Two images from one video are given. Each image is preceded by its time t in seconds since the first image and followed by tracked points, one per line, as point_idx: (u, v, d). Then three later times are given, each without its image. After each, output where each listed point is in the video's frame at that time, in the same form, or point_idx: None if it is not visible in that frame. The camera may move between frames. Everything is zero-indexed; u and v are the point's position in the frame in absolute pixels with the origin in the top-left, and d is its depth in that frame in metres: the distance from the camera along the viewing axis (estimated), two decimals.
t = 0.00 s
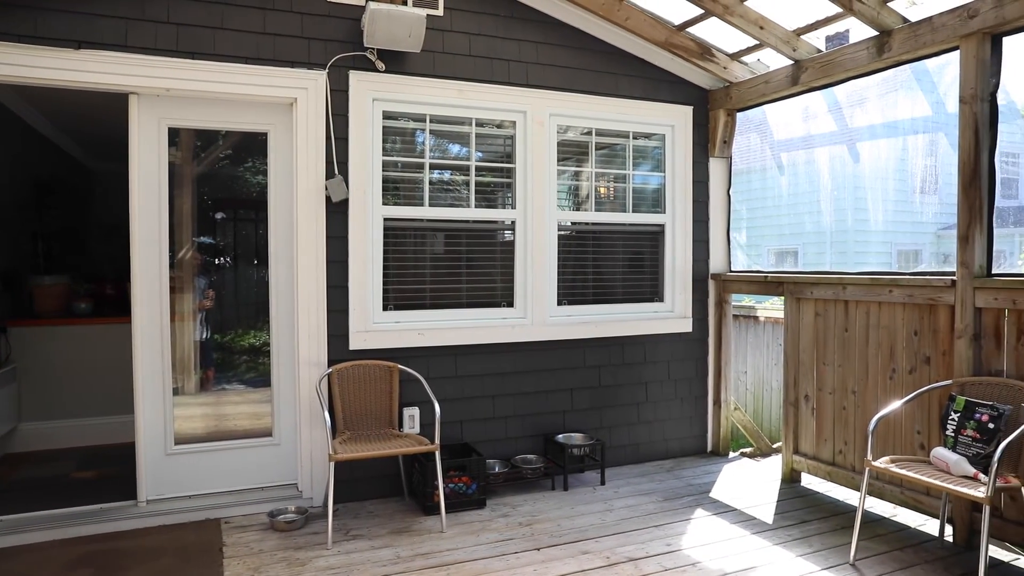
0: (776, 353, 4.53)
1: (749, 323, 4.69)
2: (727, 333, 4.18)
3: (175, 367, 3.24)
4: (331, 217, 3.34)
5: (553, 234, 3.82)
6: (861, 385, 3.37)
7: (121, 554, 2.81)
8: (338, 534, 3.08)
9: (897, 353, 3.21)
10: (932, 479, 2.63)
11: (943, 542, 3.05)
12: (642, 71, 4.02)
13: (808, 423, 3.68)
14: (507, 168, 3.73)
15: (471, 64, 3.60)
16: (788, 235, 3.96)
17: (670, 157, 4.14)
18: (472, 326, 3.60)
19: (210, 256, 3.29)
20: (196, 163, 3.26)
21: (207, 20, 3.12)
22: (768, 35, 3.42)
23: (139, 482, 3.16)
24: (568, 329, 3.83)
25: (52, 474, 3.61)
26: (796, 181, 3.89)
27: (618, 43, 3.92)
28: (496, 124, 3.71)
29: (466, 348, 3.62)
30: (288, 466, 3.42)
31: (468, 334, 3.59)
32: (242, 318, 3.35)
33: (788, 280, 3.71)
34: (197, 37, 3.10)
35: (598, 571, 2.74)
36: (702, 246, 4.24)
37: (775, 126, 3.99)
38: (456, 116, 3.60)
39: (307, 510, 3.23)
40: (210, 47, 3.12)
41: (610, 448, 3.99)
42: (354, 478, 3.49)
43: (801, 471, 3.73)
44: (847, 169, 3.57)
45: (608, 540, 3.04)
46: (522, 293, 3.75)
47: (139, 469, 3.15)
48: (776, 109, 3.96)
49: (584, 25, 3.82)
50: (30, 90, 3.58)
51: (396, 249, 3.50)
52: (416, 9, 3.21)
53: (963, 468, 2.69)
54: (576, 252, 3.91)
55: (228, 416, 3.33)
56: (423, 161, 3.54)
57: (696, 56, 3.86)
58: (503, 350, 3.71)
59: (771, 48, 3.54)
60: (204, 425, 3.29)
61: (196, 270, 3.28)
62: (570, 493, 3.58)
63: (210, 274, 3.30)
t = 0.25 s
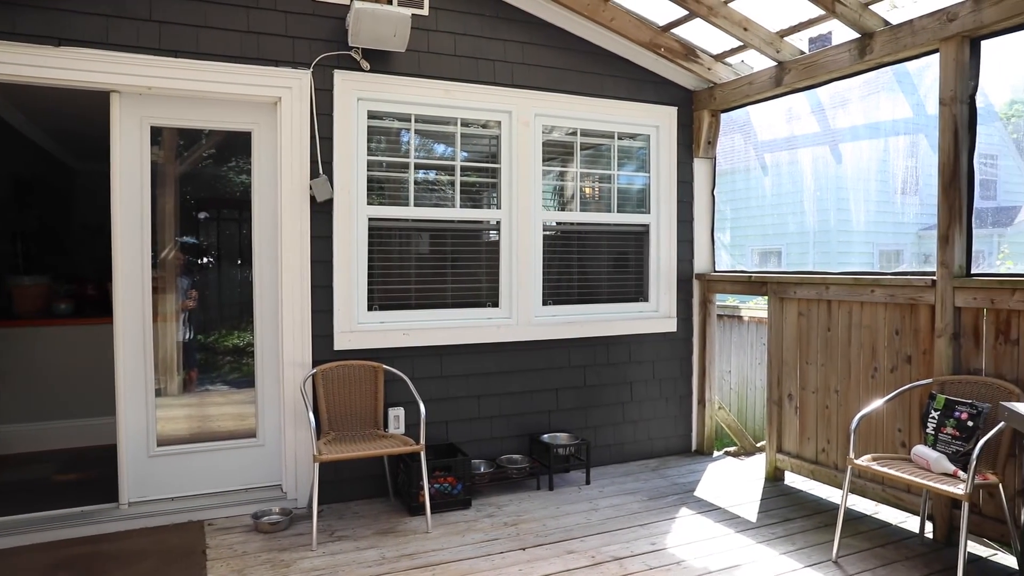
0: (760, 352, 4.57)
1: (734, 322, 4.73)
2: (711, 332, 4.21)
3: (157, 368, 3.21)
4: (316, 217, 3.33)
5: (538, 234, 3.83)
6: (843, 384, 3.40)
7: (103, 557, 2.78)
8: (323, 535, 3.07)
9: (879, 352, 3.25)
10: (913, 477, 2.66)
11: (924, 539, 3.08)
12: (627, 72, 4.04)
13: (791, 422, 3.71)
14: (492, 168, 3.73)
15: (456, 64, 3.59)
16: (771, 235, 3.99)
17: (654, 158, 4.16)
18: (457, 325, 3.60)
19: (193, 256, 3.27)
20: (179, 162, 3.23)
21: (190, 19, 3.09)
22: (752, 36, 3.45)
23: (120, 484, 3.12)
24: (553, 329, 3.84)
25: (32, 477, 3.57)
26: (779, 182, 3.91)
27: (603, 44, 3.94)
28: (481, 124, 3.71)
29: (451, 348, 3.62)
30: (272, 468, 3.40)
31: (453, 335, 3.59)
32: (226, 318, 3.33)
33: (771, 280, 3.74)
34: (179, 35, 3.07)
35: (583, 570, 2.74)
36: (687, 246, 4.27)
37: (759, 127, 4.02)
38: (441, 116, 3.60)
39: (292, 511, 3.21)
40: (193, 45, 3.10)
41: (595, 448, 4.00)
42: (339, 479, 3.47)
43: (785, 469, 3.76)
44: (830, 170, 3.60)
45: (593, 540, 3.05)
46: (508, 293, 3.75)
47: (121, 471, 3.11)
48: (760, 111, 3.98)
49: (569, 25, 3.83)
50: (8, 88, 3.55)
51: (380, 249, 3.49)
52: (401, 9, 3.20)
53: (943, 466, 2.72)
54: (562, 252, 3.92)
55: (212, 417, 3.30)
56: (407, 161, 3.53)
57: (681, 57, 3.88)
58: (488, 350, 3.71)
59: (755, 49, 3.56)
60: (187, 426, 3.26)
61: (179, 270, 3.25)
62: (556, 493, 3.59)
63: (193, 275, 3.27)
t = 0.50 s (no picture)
0: (742, 352, 4.60)
1: (717, 322, 4.72)
2: (694, 332, 4.24)
3: (137, 369, 3.17)
4: (298, 217, 3.31)
5: (522, 234, 3.83)
6: (824, 383, 3.43)
7: (81, 561, 2.74)
8: (305, 537, 3.05)
9: (859, 351, 3.28)
10: (892, 474, 2.69)
11: (903, 535, 3.11)
12: (610, 72, 4.05)
13: (773, 421, 3.74)
14: (476, 168, 3.73)
15: (439, 63, 3.59)
16: (753, 236, 4.01)
17: (637, 158, 4.18)
18: (440, 325, 3.59)
19: (173, 256, 3.24)
20: (159, 161, 3.20)
21: (170, 16, 3.06)
22: (734, 38, 3.47)
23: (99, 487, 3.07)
24: (537, 329, 3.84)
25: (8, 481, 3.51)
26: (761, 183, 3.94)
27: (586, 44, 3.95)
28: (464, 124, 3.71)
29: (434, 348, 3.61)
30: (254, 469, 3.38)
31: (437, 335, 3.58)
32: (207, 319, 3.30)
33: (754, 280, 3.76)
34: (160, 32, 3.04)
35: (567, 570, 2.74)
36: (669, 246, 4.29)
37: (741, 127, 4.04)
38: (424, 116, 3.59)
39: (274, 512, 3.19)
40: (174, 43, 3.06)
41: (579, 448, 4.01)
42: (321, 481, 3.45)
43: (767, 468, 3.79)
44: (811, 171, 3.63)
45: (577, 539, 3.05)
46: (491, 293, 3.75)
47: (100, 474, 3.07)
48: (742, 112, 4.01)
49: (552, 25, 3.84)
50: None
51: (363, 249, 3.48)
52: (384, 8, 3.19)
53: (921, 463, 2.75)
54: (545, 252, 3.92)
55: (193, 419, 3.27)
56: (390, 161, 3.52)
57: (664, 58, 3.90)
58: (472, 350, 3.70)
59: (737, 51, 3.59)
60: (168, 428, 3.22)
61: (159, 270, 3.22)
62: (539, 493, 3.59)
63: (173, 275, 3.24)
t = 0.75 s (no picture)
0: (727, 351, 4.62)
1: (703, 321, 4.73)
2: (680, 332, 4.26)
3: (120, 370, 3.13)
4: (283, 217, 3.30)
5: (508, 234, 3.83)
6: (809, 382, 3.45)
7: (63, 565, 2.71)
8: (291, 538, 3.03)
9: (844, 351, 3.31)
10: (875, 472, 2.71)
11: (887, 533, 3.14)
12: (596, 73, 4.07)
13: (758, 420, 3.76)
14: (462, 168, 3.72)
15: (425, 63, 3.58)
16: (739, 236, 4.03)
17: (624, 158, 4.19)
18: (426, 326, 3.59)
19: (157, 256, 3.21)
20: (142, 160, 3.17)
21: (154, 14, 3.03)
22: (720, 39, 3.49)
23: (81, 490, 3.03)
24: (524, 329, 3.84)
25: None
26: (746, 183, 3.96)
27: (572, 45, 3.96)
28: (450, 124, 3.70)
29: (421, 349, 3.60)
30: (239, 471, 3.36)
31: (423, 335, 3.57)
32: (191, 320, 3.27)
33: (739, 280, 3.78)
34: (143, 30, 3.01)
35: (554, 570, 2.75)
36: (655, 246, 4.31)
37: (726, 128, 4.06)
38: (411, 115, 3.58)
39: (260, 514, 3.17)
40: (157, 41, 3.04)
41: (566, 448, 4.02)
42: (307, 482, 3.43)
43: (752, 467, 3.81)
44: (796, 172, 3.65)
45: (564, 539, 3.06)
46: (477, 293, 3.75)
47: (83, 476, 3.03)
48: (727, 112, 4.03)
49: (539, 25, 3.85)
50: None
51: (349, 249, 3.46)
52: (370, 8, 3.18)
53: (905, 461, 2.78)
54: (531, 252, 3.93)
55: (177, 420, 3.24)
56: (376, 161, 3.51)
57: (650, 59, 3.91)
58: (459, 350, 3.70)
59: (723, 52, 3.61)
60: (151, 429, 3.19)
61: (142, 270, 3.19)
62: (526, 493, 3.59)
63: (157, 275, 3.21)
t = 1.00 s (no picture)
0: (712, 351, 4.64)
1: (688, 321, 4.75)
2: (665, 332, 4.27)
3: (102, 371, 3.10)
4: (268, 216, 3.27)
5: (494, 233, 3.83)
6: (794, 381, 3.48)
7: (43, 569, 2.67)
8: (276, 540, 3.01)
9: (827, 350, 3.33)
10: (859, 470, 2.73)
11: (870, 530, 3.17)
12: (582, 73, 4.07)
13: (743, 419, 3.78)
14: (448, 167, 3.72)
15: (410, 62, 3.57)
16: (724, 236, 4.05)
17: (609, 158, 4.20)
18: (412, 326, 3.58)
19: (139, 256, 3.18)
20: (124, 159, 3.14)
21: (136, 11, 3.00)
22: (705, 40, 3.50)
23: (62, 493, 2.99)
24: (510, 329, 3.84)
25: None
26: (731, 184, 3.98)
27: (558, 45, 3.96)
28: (436, 123, 3.69)
29: (407, 349, 3.59)
30: (223, 473, 3.33)
31: (409, 335, 3.56)
32: (174, 320, 3.24)
33: (725, 280, 3.80)
34: (125, 27, 2.98)
35: (540, 570, 2.74)
36: (641, 246, 4.32)
37: (711, 129, 4.08)
38: (396, 114, 3.57)
39: (244, 516, 3.15)
40: (140, 38, 3.00)
41: (552, 447, 4.02)
42: (292, 483, 3.41)
43: (738, 466, 3.83)
44: (780, 172, 3.67)
45: (551, 539, 3.06)
46: (463, 293, 3.75)
47: (63, 478, 2.99)
48: (712, 113, 4.05)
49: (524, 25, 3.85)
50: None
51: (334, 249, 3.45)
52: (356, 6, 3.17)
53: (888, 460, 2.80)
54: (517, 252, 3.93)
55: (160, 422, 3.21)
56: (362, 161, 3.49)
57: (635, 59, 3.92)
58: (445, 350, 3.69)
59: (708, 53, 3.62)
60: (134, 431, 3.16)
61: (125, 270, 3.16)
62: (513, 493, 3.59)
63: (139, 275, 3.18)
